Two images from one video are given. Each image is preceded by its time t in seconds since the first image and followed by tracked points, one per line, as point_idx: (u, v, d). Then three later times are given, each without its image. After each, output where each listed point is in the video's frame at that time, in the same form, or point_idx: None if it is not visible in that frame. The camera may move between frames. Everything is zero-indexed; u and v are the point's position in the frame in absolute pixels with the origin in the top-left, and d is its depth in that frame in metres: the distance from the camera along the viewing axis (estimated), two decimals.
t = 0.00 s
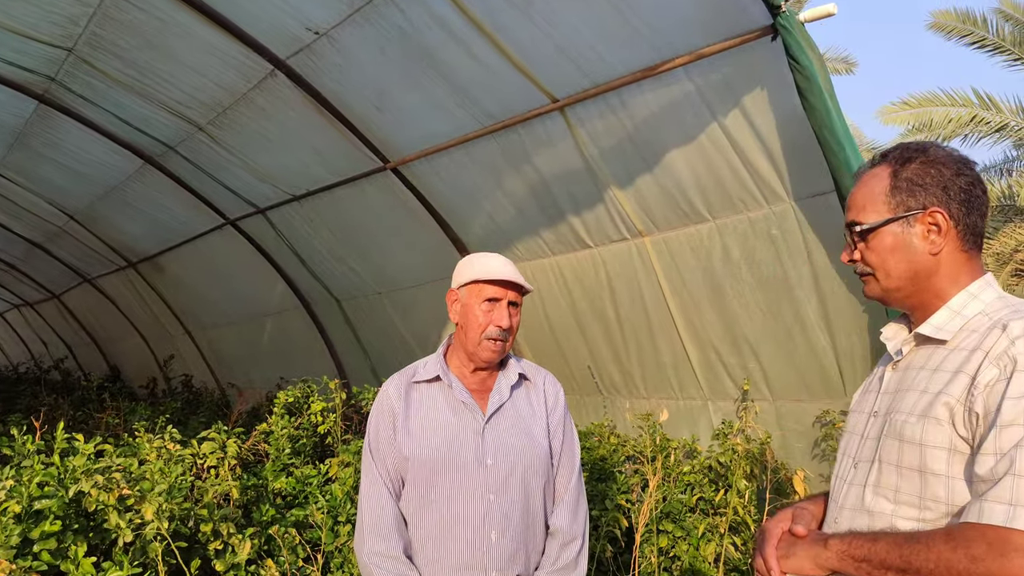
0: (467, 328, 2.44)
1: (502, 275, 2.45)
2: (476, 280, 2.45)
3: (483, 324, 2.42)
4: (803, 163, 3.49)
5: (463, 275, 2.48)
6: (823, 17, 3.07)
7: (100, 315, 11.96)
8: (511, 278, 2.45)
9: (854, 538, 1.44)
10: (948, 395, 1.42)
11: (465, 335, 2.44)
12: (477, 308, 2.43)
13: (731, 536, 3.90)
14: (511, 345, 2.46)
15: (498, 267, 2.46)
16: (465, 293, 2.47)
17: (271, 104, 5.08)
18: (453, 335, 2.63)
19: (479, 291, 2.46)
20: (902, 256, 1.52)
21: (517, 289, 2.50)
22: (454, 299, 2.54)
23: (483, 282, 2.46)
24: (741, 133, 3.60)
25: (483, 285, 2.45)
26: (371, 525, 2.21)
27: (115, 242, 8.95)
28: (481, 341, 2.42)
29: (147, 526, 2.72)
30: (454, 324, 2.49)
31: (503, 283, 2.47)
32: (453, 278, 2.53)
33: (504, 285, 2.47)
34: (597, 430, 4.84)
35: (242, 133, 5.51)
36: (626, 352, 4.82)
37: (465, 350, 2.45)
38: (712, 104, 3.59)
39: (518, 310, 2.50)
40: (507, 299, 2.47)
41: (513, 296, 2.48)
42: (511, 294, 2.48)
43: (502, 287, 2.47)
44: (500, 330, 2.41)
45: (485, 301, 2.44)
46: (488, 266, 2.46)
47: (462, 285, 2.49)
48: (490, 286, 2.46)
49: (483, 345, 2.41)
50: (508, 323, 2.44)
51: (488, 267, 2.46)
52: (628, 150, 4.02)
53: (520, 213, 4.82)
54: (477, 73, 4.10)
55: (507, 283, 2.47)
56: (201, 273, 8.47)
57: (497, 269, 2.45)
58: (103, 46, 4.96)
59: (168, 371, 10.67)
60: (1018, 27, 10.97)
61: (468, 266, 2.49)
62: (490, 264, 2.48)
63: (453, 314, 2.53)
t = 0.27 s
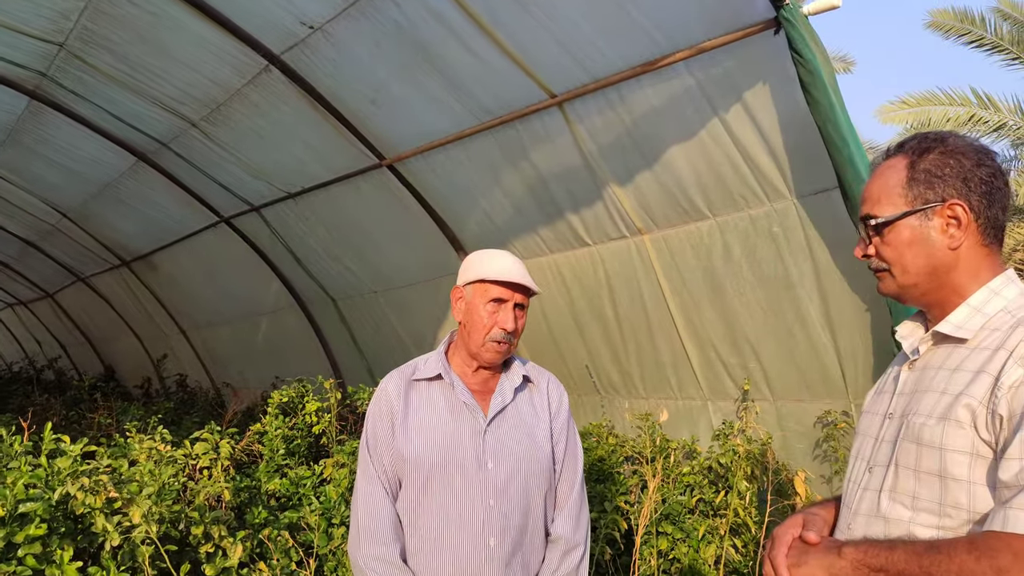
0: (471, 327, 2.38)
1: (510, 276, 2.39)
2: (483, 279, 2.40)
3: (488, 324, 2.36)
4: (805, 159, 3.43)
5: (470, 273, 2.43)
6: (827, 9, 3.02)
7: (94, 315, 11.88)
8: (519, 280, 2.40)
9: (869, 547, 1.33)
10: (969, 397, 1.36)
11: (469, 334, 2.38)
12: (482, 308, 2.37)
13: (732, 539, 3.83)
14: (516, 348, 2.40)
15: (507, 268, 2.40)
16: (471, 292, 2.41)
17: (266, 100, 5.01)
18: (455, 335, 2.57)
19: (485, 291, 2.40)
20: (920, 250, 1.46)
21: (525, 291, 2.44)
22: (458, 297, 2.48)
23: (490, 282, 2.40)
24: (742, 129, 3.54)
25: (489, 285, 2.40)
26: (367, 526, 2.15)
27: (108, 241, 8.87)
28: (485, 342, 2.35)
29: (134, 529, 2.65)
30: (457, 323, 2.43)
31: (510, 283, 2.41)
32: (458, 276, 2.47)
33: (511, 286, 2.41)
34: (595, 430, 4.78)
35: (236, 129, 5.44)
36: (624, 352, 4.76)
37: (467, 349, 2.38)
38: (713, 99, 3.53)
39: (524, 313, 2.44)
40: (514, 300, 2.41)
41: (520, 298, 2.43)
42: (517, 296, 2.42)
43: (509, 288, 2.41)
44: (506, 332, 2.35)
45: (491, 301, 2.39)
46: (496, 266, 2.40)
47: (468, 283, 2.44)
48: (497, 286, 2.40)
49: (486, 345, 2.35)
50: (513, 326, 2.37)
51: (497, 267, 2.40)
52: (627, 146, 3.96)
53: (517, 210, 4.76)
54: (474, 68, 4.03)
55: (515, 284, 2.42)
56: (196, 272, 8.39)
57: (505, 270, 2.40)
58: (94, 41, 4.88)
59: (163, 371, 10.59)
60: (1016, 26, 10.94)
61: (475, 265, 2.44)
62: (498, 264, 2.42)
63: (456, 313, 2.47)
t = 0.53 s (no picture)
0: (465, 325, 2.33)
1: (501, 269, 2.33)
2: (475, 274, 2.34)
3: (482, 321, 2.30)
4: (805, 156, 3.39)
5: (461, 269, 2.37)
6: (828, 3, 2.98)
7: (86, 313, 11.79)
8: (512, 273, 2.34)
9: (880, 552, 1.29)
10: (986, 396, 1.31)
11: (463, 332, 2.33)
12: (476, 305, 2.32)
13: (730, 540, 3.78)
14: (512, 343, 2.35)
15: (499, 261, 2.34)
16: (463, 289, 2.36)
17: (259, 96, 4.95)
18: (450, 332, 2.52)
19: (477, 286, 2.34)
20: (933, 245, 1.43)
21: (518, 284, 2.39)
22: (451, 294, 2.43)
23: (482, 276, 2.35)
24: (741, 125, 3.50)
25: (481, 281, 2.34)
26: (358, 529, 2.10)
27: (100, 239, 8.79)
28: (480, 339, 2.30)
29: (122, 532, 2.60)
30: (452, 321, 2.38)
31: (502, 277, 2.35)
32: (449, 273, 2.42)
33: (504, 280, 2.36)
34: (591, 430, 4.75)
35: (229, 126, 5.38)
36: (621, 352, 4.72)
37: (462, 348, 2.33)
38: (712, 94, 3.49)
39: (518, 306, 2.39)
40: (507, 294, 2.35)
41: (513, 292, 2.37)
42: (511, 290, 2.37)
43: (502, 282, 2.35)
44: (501, 328, 2.30)
45: (484, 296, 2.33)
46: (487, 260, 2.34)
47: (459, 280, 2.38)
48: (489, 281, 2.34)
49: (482, 343, 2.30)
50: (508, 321, 2.32)
51: (487, 261, 2.34)
52: (625, 142, 3.91)
53: (513, 208, 4.71)
54: (470, 64, 3.98)
55: (507, 278, 2.36)
56: (188, 271, 8.32)
57: (497, 263, 2.34)
58: (84, 35, 4.81)
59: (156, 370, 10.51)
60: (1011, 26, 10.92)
61: (466, 260, 2.38)
62: (489, 258, 2.36)
63: (449, 311, 2.42)
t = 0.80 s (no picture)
0: (448, 325, 2.26)
1: (476, 265, 2.26)
2: (450, 273, 2.26)
3: (465, 320, 2.24)
4: (803, 153, 3.36)
5: (434, 270, 2.29)
6: None
7: (74, 312, 11.67)
8: (487, 267, 2.26)
9: (891, 553, 1.26)
10: (1000, 392, 1.28)
11: (447, 333, 2.26)
12: (455, 304, 2.25)
13: (725, 541, 3.75)
14: (499, 337, 2.29)
15: (473, 256, 2.26)
16: (440, 289, 2.28)
17: (249, 91, 4.88)
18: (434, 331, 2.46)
19: (455, 285, 2.27)
20: (945, 237, 1.41)
21: (495, 277, 2.32)
22: (429, 296, 2.36)
23: (458, 274, 2.27)
24: (738, 120, 3.46)
25: (458, 279, 2.27)
26: (346, 535, 2.06)
27: (88, 236, 8.69)
28: (466, 337, 2.24)
29: (107, 534, 2.55)
30: (434, 323, 2.31)
31: (479, 273, 2.28)
32: (425, 274, 2.34)
33: (481, 274, 2.29)
34: (585, 429, 4.70)
35: (219, 121, 5.31)
36: (615, 350, 4.68)
37: (449, 347, 2.27)
38: (708, 89, 3.45)
39: (499, 298, 2.33)
40: (487, 288, 2.29)
41: (492, 285, 2.30)
42: (489, 284, 2.30)
43: (480, 277, 2.28)
44: (485, 323, 2.24)
45: (463, 294, 2.26)
46: (461, 257, 2.26)
47: (435, 281, 2.30)
48: (466, 278, 2.27)
49: (468, 341, 2.24)
50: (491, 315, 2.26)
51: (460, 258, 2.26)
52: (620, 138, 3.87)
53: (507, 205, 4.66)
54: (464, 59, 3.93)
55: (484, 272, 2.29)
56: (177, 268, 8.23)
57: (471, 259, 2.26)
58: (71, 28, 4.74)
59: (144, 369, 10.40)
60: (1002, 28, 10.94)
61: (439, 259, 2.30)
62: (461, 254, 2.28)
63: (430, 312, 2.35)
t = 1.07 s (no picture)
0: (433, 317, 2.22)
1: (460, 253, 2.22)
2: (433, 262, 2.23)
3: (450, 310, 2.20)
4: (798, 148, 3.34)
5: (417, 261, 2.25)
6: None
7: (58, 309, 11.52)
8: (470, 255, 2.23)
9: (901, 551, 1.23)
10: (1014, 384, 1.25)
11: (432, 325, 2.22)
12: (440, 294, 2.21)
13: (718, 539, 3.72)
14: (485, 328, 2.25)
15: (456, 245, 2.23)
16: (424, 281, 2.25)
17: (237, 84, 4.81)
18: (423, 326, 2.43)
19: (439, 275, 2.24)
20: (956, 226, 1.41)
21: (480, 266, 2.28)
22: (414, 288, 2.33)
23: (442, 264, 2.24)
24: (733, 115, 3.44)
25: (442, 268, 2.23)
26: (336, 540, 2.01)
27: (72, 232, 8.56)
28: (451, 329, 2.20)
29: (89, 533, 2.48)
30: (419, 316, 2.28)
31: (462, 262, 2.24)
32: (409, 266, 2.31)
33: (465, 264, 2.25)
34: (576, 427, 4.67)
35: (205, 115, 5.24)
36: (607, 347, 4.64)
37: (435, 340, 2.23)
38: (703, 83, 3.42)
39: (485, 288, 2.29)
40: (471, 278, 2.25)
41: (478, 275, 2.27)
42: (475, 273, 2.26)
43: (464, 266, 2.25)
44: (471, 314, 2.20)
45: (448, 284, 2.23)
46: (444, 245, 2.23)
47: (420, 271, 2.27)
48: (450, 267, 2.24)
49: (454, 333, 2.20)
50: (476, 305, 2.22)
51: (444, 247, 2.23)
52: (613, 133, 3.84)
53: (498, 201, 4.62)
54: (456, 52, 3.88)
55: (468, 261, 2.25)
56: (163, 265, 8.13)
57: (454, 248, 2.22)
58: (55, 19, 4.64)
59: (130, 367, 10.28)
60: (990, 29, 10.99)
61: (423, 250, 2.27)
62: (444, 243, 2.25)
63: (415, 306, 2.32)
